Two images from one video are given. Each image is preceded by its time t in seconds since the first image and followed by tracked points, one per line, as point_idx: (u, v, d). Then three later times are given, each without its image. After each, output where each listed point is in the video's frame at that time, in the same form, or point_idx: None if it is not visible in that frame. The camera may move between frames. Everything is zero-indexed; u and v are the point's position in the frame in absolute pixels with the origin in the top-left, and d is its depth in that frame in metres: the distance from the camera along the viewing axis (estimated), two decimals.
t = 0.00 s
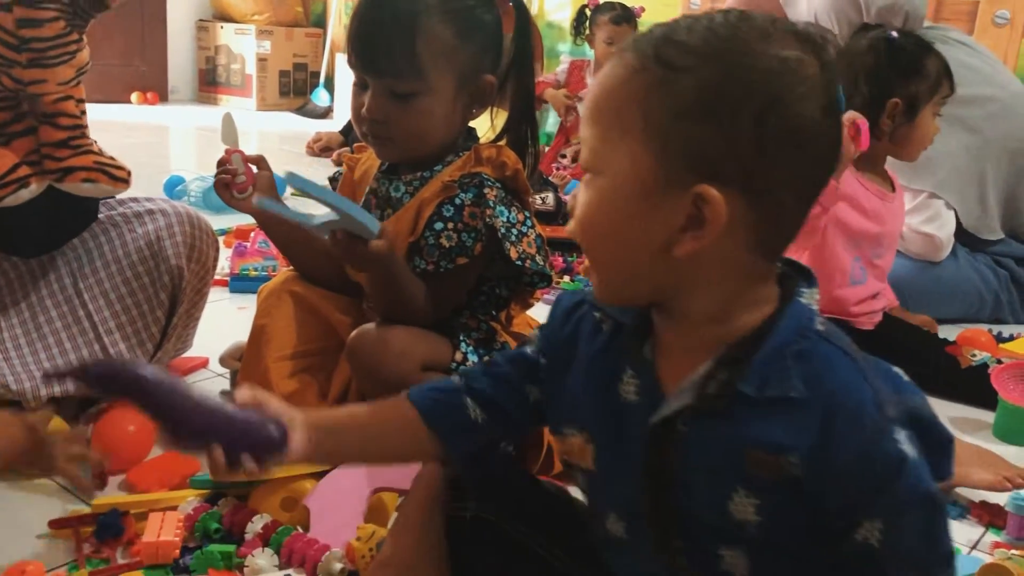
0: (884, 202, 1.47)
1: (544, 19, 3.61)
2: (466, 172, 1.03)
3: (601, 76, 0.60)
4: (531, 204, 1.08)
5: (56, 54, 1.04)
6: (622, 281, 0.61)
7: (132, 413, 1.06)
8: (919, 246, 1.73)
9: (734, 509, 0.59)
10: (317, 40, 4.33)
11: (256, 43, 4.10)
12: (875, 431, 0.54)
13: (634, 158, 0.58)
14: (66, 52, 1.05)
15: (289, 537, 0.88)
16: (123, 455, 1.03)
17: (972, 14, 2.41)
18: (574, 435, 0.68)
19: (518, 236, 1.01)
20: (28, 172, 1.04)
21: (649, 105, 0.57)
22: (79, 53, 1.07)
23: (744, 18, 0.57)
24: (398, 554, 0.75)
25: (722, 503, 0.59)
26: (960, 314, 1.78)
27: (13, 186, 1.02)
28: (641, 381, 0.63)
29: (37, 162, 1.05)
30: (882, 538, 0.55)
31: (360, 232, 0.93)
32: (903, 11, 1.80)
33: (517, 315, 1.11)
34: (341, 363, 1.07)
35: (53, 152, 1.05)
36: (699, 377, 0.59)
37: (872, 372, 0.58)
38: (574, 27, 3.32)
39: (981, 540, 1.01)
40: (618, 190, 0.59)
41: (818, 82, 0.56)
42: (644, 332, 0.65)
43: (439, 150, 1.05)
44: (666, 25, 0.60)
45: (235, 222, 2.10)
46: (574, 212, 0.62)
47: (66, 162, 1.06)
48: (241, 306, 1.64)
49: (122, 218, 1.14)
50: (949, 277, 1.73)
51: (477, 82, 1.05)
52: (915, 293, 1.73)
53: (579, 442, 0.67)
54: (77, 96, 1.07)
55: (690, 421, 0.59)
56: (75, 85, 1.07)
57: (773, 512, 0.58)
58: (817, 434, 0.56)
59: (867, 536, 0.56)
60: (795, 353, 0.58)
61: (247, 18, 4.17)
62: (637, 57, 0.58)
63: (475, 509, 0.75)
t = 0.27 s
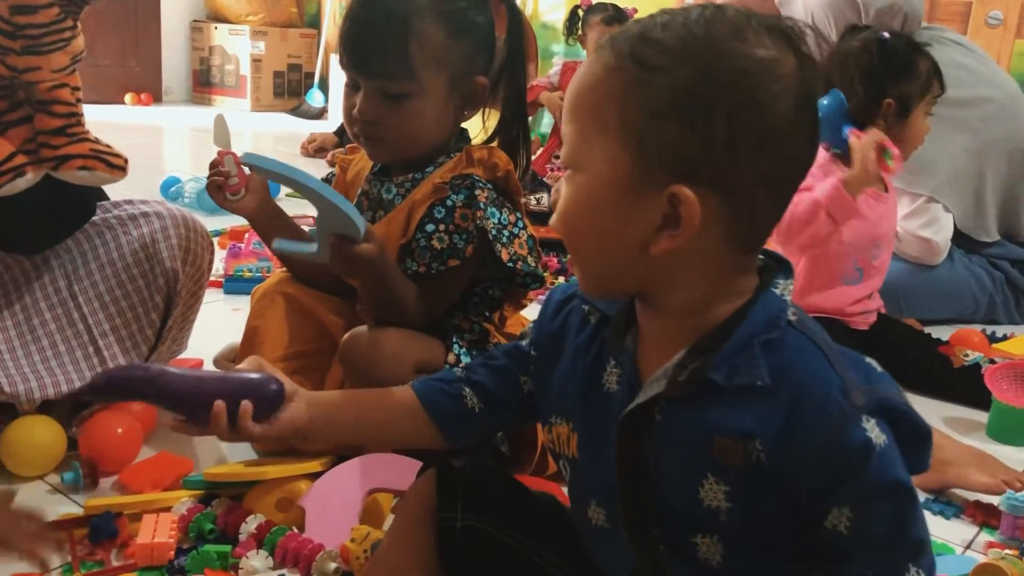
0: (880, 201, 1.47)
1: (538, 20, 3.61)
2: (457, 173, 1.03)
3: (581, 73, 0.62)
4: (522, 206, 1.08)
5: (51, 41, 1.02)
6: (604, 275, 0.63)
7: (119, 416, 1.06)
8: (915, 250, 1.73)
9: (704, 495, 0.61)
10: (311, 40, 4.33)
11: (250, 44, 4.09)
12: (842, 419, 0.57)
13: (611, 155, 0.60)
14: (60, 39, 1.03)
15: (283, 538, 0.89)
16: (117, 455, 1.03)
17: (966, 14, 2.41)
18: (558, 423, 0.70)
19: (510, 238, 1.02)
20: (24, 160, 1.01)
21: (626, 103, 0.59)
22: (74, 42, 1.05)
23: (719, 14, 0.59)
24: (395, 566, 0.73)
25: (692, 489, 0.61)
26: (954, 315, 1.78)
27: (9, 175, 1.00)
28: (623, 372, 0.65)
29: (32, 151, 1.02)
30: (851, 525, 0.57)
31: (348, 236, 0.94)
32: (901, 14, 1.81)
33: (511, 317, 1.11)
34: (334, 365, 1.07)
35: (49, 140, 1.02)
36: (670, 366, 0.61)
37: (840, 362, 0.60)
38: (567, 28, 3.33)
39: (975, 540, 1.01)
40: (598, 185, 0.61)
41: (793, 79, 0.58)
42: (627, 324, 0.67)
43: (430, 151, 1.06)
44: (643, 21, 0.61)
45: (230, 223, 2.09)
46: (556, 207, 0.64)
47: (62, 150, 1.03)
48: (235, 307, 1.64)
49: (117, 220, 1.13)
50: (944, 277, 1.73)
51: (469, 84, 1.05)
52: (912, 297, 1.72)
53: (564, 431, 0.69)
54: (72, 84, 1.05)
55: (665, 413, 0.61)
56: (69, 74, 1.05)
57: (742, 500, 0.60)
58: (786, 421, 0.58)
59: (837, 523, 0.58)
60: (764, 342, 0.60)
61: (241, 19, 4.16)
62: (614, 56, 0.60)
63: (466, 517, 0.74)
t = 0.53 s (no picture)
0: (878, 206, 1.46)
1: (533, 21, 3.61)
2: (451, 176, 1.03)
3: (582, 73, 0.62)
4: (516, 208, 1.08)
5: (60, 43, 1.03)
6: (599, 276, 0.64)
7: (112, 420, 1.06)
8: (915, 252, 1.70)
9: (705, 492, 0.61)
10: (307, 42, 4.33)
11: (246, 45, 4.09)
12: (838, 412, 0.57)
13: (610, 158, 0.60)
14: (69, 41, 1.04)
15: (281, 539, 0.89)
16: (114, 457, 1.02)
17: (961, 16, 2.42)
18: (556, 427, 0.70)
19: (505, 241, 1.02)
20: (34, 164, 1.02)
21: (626, 109, 0.59)
22: (83, 44, 1.06)
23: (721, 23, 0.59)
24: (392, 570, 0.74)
25: (693, 486, 0.61)
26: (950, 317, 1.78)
27: (17, 176, 1.01)
28: (621, 374, 0.65)
29: (40, 152, 1.04)
30: (849, 517, 0.57)
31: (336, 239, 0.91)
32: (910, 13, 1.80)
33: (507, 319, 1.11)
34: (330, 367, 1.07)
35: (57, 141, 1.04)
36: (668, 365, 0.62)
37: (835, 356, 0.60)
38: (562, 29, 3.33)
39: (972, 541, 1.02)
40: (596, 188, 0.61)
41: (791, 95, 0.58)
42: (624, 327, 0.67)
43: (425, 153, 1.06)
44: (645, 23, 0.61)
45: (226, 224, 2.09)
46: (553, 204, 0.64)
47: (71, 151, 1.05)
48: (232, 309, 1.63)
49: (114, 223, 1.13)
50: (942, 278, 1.73)
51: (464, 86, 1.06)
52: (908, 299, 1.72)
53: (562, 436, 0.69)
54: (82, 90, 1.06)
55: (664, 411, 0.61)
56: (78, 77, 1.06)
57: (743, 496, 0.60)
58: (782, 416, 0.58)
59: (835, 515, 0.58)
60: (759, 338, 0.60)
61: (238, 20, 4.16)
62: (617, 61, 0.59)
63: (464, 517, 0.74)
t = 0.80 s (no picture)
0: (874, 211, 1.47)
1: (530, 23, 3.61)
2: (447, 178, 1.03)
3: (591, 79, 0.62)
4: (512, 210, 1.08)
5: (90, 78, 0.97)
6: (606, 283, 0.63)
7: (112, 421, 1.05)
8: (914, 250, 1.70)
9: (713, 496, 0.61)
10: (305, 43, 4.33)
11: (243, 46, 4.09)
12: (844, 411, 0.57)
13: (618, 165, 0.60)
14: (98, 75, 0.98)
15: (278, 542, 0.88)
16: (112, 458, 1.02)
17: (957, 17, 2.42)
18: (562, 434, 0.69)
19: (499, 243, 1.02)
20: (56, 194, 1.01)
21: (635, 115, 0.59)
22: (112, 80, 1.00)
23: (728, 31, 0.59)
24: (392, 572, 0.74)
25: (703, 489, 0.61)
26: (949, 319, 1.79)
27: (39, 206, 1.01)
28: (627, 380, 0.65)
29: (62, 181, 1.00)
30: (855, 519, 0.57)
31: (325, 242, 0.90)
32: (926, 7, 1.83)
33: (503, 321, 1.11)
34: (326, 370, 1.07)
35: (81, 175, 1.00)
36: (675, 370, 0.62)
37: (840, 357, 0.60)
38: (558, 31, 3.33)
39: (970, 543, 1.02)
40: (604, 193, 0.61)
41: (800, 103, 0.58)
42: (630, 332, 0.67)
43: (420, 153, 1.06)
44: (654, 31, 0.61)
45: (223, 226, 2.09)
46: (560, 210, 0.64)
47: (93, 184, 1.02)
48: (229, 310, 1.63)
49: (113, 224, 1.13)
50: (941, 280, 1.73)
51: (460, 87, 1.06)
52: (906, 301, 1.73)
53: (568, 441, 0.69)
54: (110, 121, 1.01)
55: (673, 416, 0.61)
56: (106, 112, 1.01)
57: (752, 497, 0.60)
58: (788, 416, 0.58)
59: (840, 517, 0.57)
60: (765, 340, 0.61)
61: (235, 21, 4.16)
62: (626, 68, 0.59)
63: (466, 520, 0.74)
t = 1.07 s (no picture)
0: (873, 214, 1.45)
1: (530, 24, 3.61)
2: (444, 179, 1.03)
3: (596, 80, 0.61)
4: (510, 210, 1.08)
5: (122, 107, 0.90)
6: (613, 284, 0.63)
7: (111, 421, 1.05)
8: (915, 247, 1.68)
9: (717, 493, 0.61)
10: (304, 44, 4.32)
11: (242, 47, 4.08)
12: (846, 409, 0.57)
13: (626, 168, 0.60)
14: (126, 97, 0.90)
15: (277, 542, 0.88)
16: (111, 459, 1.02)
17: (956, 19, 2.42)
18: (567, 430, 0.70)
19: (497, 243, 1.02)
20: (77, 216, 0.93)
21: (642, 118, 0.59)
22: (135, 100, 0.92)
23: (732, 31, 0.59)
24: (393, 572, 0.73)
25: (706, 488, 0.61)
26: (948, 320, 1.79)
27: (62, 227, 0.94)
28: (631, 378, 0.65)
29: (85, 204, 0.93)
30: (857, 516, 0.57)
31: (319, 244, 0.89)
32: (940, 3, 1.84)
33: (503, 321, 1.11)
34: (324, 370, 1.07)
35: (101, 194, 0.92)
36: (678, 367, 0.62)
37: (842, 354, 0.60)
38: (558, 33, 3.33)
39: (970, 544, 1.02)
40: (611, 196, 0.61)
41: (805, 105, 0.58)
42: (634, 331, 0.67)
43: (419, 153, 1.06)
44: (658, 32, 0.61)
45: (223, 226, 2.09)
46: (565, 211, 0.64)
47: (114, 207, 0.93)
48: (229, 311, 1.63)
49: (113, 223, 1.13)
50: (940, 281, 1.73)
51: (459, 88, 1.06)
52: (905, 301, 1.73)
53: (573, 439, 0.69)
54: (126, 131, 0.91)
55: (676, 413, 0.61)
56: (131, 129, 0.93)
57: (754, 494, 0.60)
58: (792, 413, 0.58)
59: (842, 514, 0.57)
60: (769, 337, 0.60)
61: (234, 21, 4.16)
62: (632, 70, 0.59)
63: (466, 521, 0.73)
